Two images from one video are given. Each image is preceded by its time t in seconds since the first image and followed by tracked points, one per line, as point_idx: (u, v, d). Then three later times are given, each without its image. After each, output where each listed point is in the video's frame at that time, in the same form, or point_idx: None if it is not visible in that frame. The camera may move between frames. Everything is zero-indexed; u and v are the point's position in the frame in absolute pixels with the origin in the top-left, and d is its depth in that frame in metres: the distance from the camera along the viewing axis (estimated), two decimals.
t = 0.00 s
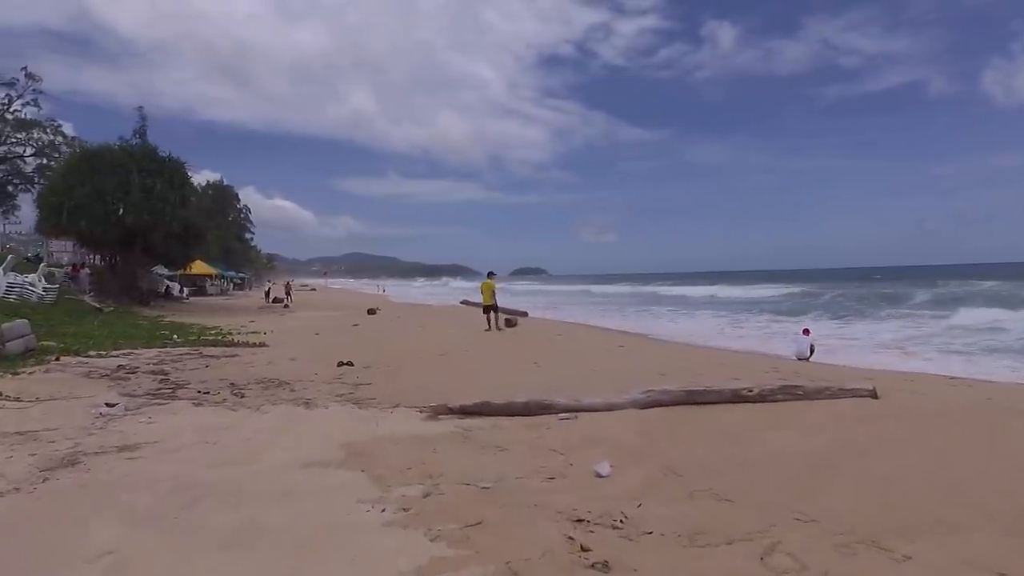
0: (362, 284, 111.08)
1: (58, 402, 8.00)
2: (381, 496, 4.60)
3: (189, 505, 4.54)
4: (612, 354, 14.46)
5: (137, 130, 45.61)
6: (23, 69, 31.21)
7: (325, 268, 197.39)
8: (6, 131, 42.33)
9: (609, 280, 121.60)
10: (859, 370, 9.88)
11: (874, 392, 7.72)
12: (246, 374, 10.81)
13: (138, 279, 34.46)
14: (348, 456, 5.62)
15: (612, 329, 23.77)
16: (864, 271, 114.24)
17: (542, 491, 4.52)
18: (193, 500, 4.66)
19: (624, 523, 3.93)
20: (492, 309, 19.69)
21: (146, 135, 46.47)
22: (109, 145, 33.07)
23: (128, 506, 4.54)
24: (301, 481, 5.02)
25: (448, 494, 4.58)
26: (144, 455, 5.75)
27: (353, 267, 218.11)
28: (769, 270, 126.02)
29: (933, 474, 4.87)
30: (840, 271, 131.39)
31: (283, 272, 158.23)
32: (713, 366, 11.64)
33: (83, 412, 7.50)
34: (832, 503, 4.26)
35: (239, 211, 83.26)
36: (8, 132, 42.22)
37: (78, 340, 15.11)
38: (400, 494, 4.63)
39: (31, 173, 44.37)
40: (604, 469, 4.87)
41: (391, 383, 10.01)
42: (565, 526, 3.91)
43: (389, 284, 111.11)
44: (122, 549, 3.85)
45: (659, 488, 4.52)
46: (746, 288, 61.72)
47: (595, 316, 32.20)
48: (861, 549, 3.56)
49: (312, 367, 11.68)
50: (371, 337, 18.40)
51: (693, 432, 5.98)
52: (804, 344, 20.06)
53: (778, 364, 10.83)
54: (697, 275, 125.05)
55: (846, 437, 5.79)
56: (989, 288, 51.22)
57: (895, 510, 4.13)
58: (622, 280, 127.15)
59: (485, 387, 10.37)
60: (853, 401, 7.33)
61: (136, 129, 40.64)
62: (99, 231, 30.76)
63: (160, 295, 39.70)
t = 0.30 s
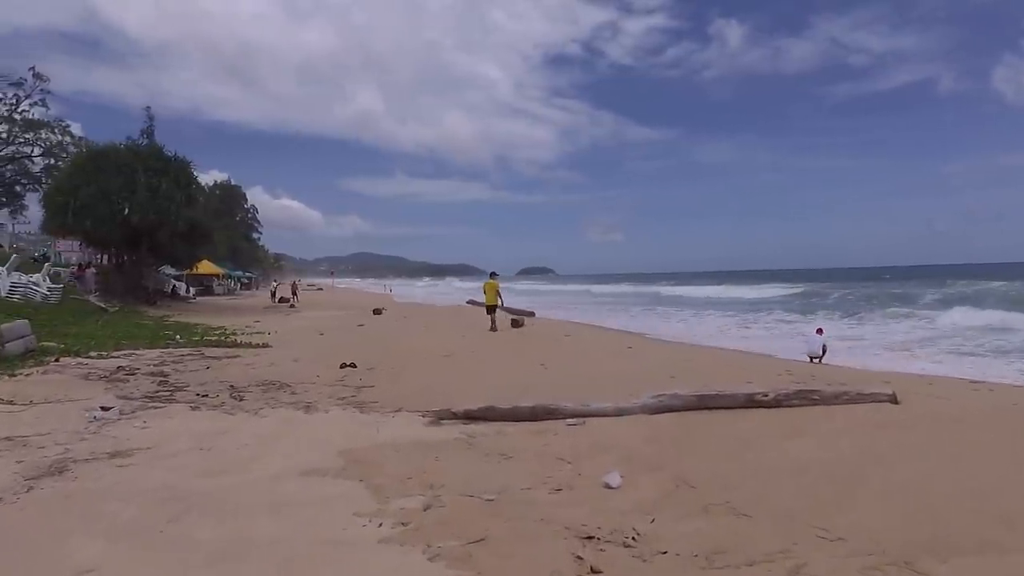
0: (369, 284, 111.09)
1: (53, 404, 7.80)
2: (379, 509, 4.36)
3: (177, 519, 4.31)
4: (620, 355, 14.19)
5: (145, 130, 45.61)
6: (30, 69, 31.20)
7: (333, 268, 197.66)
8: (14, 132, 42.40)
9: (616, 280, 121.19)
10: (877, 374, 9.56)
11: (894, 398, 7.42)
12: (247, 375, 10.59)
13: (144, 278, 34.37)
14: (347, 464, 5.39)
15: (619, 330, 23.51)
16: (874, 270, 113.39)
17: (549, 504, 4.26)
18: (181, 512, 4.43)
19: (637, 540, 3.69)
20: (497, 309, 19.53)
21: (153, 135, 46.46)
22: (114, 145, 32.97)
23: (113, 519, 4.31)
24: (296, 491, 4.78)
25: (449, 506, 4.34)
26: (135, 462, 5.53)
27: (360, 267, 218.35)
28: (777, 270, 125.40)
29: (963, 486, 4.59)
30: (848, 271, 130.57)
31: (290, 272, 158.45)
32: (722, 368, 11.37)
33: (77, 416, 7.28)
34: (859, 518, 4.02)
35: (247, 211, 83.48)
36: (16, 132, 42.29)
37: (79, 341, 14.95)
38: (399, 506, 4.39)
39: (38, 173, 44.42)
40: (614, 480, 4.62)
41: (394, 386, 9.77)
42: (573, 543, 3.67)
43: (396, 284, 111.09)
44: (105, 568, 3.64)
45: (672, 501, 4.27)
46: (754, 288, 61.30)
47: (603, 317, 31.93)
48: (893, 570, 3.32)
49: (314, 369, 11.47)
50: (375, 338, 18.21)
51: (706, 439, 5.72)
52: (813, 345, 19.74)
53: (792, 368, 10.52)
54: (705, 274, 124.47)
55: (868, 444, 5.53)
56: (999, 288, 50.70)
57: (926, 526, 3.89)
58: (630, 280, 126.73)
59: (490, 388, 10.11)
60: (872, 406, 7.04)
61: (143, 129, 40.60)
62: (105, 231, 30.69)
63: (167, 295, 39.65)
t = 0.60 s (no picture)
0: (377, 284, 111.07)
1: (51, 406, 7.66)
2: (377, 518, 4.17)
3: (167, 529, 4.13)
4: (630, 357, 13.96)
5: (154, 131, 45.74)
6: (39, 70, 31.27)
7: (341, 268, 198.12)
8: (24, 133, 42.63)
9: (624, 280, 120.69)
10: (894, 376, 9.29)
11: (914, 401, 7.17)
12: (250, 376, 10.44)
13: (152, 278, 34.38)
14: (346, 470, 5.20)
15: (627, 330, 23.30)
16: (886, 270, 112.42)
17: (556, 515, 4.06)
18: (172, 521, 4.25)
19: (648, 555, 3.48)
20: (502, 309, 19.38)
21: (162, 136, 46.58)
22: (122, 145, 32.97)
23: (101, 528, 4.15)
24: (293, 499, 4.60)
25: (452, 516, 4.14)
26: (129, 467, 5.37)
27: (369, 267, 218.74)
28: (786, 270, 124.67)
29: (992, 498, 4.36)
30: (859, 271, 129.66)
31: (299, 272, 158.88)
32: (733, 370, 11.13)
33: (74, 418, 7.14)
34: (884, 533, 3.81)
35: (256, 212, 83.75)
36: (27, 133, 42.52)
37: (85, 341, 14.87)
38: (398, 516, 4.20)
39: (49, 174, 44.62)
40: (625, 489, 4.41)
41: (399, 388, 9.60)
42: (581, 558, 3.47)
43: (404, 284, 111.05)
44: None
45: (686, 512, 4.05)
46: (764, 288, 60.87)
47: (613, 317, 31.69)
48: None
49: (318, 370, 11.32)
50: (382, 338, 18.06)
51: (720, 444, 5.50)
52: (823, 346, 19.46)
53: (805, 370, 10.26)
54: (714, 274, 123.90)
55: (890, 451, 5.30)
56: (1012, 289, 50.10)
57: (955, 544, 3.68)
58: (638, 280, 126.28)
59: (496, 390, 9.92)
60: (892, 410, 6.80)
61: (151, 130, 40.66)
62: (112, 231, 30.71)
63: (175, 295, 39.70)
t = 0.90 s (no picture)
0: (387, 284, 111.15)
1: (49, 410, 7.53)
2: (373, 531, 4.01)
3: (154, 543, 3.98)
4: (638, 359, 13.77)
5: (166, 133, 45.92)
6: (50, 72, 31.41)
7: (352, 269, 198.68)
8: (37, 135, 42.94)
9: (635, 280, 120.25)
10: (910, 381, 9.04)
11: (933, 408, 6.92)
12: (253, 379, 10.32)
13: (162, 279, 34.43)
14: (344, 479, 5.04)
15: (635, 332, 23.13)
16: (899, 271, 111.39)
17: (559, 529, 3.87)
18: (160, 533, 4.10)
19: None
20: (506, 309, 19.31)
21: (174, 137, 46.76)
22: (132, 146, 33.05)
23: (85, 541, 3.99)
24: (287, 510, 4.44)
25: (450, 530, 3.96)
26: (122, 475, 5.22)
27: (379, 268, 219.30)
28: (798, 270, 123.84)
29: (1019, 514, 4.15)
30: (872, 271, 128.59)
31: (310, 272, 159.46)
32: (744, 374, 10.91)
33: (71, 423, 7.01)
34: (905, 553, 3.60)
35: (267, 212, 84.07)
36: (40, 135, 42.82)
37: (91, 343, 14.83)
38: (395, 530, 4.02)
39: (61, 175, 44.90)
40: (632, 501, 4.22)
41: (403, 392, 9.45)
42: None
43: (414, 285, 111.11)
44: None
45: (696, 527, 3.86)
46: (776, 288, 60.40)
47: (622, 317, 31.43)
48: None
49: (323, 373, 11.18)
50: (388, 340, 17.95)
51: (732, 453, 5.29)
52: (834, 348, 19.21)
53: (818, 374, 10.03)
54: (725, 275, 123.28)
55: (910, 462, 5.08)
56: None
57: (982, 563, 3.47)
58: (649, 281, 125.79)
59: (502, 393, 9.74)
60: (910, 417, 6.57)
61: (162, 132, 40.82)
62: (123, 233, 30.79)
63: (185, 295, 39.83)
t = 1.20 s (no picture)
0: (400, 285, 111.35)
1: (51, 412, 7.42)
2: (371, 543, 3.82)
3: (143, 554, 3.82)
4: (651, 361, 13.53)
5: (181, 134, 46.21)
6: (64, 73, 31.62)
7: (365, 269, 199.34)
8: (54, 137, 43.40)
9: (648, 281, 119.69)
10: (934, 385, 8.73)
11: (959, 413, 6.65)
12: (260, 381, 10.19)
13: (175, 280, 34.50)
14: (345, 486, 4.87)
15: (646, 333, 22.89)
16: (916, 270, 110.06)
17: (565, 542, 3.67)
18: (151, 543, 3.94)
19: None
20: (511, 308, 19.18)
21: (188, 139, 47.00)
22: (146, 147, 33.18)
23: (73, 550, 3.85)
24: (283, 519, 4.27)
25: (452, 542, 3.78)
26: (118, 480, 5.07)
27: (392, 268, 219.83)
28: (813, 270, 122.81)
29: None
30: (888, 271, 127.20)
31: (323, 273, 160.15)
32: (759, 376, 10.64)
33: (72, 426, 6.89)
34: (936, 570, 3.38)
35: (281, 213, 84.57)
36: (56, 137, 43.24)
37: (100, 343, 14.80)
38: (395, 540, 3.85)
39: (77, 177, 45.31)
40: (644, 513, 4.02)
41: (411, 395, 9.28)
42: None
43: (427, 285, 111.26)
44: None
45: (712, 542, 3.64)
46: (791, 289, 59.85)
47: (635, 317, 31.15)
48: None
49: (330, 374, 11.03)
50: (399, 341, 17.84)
51: (750, 461, 5.07)
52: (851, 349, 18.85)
53: (836, 377, 9.75)
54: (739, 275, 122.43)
55: (939, 471, 4.83)
56: None
57: None
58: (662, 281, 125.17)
59: (512, 395, 9.54)
60: (936, 423, 6.30)
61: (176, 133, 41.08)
62: (136, 233, 30.90)
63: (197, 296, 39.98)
